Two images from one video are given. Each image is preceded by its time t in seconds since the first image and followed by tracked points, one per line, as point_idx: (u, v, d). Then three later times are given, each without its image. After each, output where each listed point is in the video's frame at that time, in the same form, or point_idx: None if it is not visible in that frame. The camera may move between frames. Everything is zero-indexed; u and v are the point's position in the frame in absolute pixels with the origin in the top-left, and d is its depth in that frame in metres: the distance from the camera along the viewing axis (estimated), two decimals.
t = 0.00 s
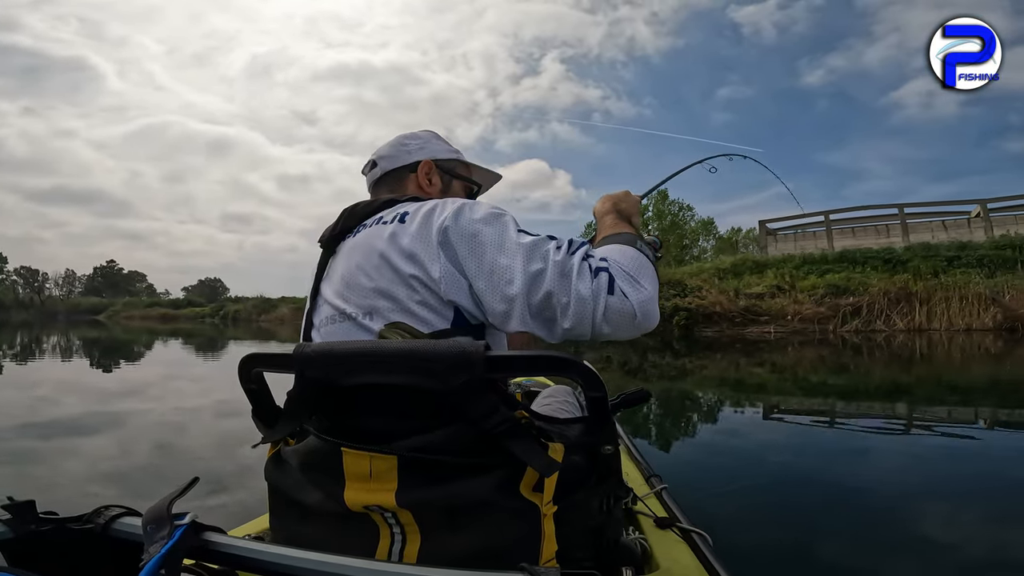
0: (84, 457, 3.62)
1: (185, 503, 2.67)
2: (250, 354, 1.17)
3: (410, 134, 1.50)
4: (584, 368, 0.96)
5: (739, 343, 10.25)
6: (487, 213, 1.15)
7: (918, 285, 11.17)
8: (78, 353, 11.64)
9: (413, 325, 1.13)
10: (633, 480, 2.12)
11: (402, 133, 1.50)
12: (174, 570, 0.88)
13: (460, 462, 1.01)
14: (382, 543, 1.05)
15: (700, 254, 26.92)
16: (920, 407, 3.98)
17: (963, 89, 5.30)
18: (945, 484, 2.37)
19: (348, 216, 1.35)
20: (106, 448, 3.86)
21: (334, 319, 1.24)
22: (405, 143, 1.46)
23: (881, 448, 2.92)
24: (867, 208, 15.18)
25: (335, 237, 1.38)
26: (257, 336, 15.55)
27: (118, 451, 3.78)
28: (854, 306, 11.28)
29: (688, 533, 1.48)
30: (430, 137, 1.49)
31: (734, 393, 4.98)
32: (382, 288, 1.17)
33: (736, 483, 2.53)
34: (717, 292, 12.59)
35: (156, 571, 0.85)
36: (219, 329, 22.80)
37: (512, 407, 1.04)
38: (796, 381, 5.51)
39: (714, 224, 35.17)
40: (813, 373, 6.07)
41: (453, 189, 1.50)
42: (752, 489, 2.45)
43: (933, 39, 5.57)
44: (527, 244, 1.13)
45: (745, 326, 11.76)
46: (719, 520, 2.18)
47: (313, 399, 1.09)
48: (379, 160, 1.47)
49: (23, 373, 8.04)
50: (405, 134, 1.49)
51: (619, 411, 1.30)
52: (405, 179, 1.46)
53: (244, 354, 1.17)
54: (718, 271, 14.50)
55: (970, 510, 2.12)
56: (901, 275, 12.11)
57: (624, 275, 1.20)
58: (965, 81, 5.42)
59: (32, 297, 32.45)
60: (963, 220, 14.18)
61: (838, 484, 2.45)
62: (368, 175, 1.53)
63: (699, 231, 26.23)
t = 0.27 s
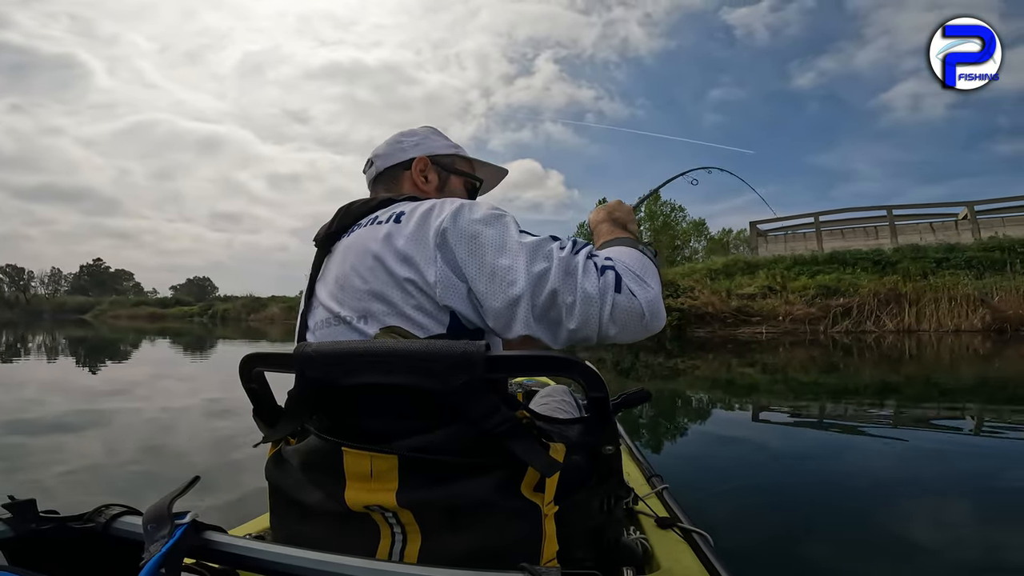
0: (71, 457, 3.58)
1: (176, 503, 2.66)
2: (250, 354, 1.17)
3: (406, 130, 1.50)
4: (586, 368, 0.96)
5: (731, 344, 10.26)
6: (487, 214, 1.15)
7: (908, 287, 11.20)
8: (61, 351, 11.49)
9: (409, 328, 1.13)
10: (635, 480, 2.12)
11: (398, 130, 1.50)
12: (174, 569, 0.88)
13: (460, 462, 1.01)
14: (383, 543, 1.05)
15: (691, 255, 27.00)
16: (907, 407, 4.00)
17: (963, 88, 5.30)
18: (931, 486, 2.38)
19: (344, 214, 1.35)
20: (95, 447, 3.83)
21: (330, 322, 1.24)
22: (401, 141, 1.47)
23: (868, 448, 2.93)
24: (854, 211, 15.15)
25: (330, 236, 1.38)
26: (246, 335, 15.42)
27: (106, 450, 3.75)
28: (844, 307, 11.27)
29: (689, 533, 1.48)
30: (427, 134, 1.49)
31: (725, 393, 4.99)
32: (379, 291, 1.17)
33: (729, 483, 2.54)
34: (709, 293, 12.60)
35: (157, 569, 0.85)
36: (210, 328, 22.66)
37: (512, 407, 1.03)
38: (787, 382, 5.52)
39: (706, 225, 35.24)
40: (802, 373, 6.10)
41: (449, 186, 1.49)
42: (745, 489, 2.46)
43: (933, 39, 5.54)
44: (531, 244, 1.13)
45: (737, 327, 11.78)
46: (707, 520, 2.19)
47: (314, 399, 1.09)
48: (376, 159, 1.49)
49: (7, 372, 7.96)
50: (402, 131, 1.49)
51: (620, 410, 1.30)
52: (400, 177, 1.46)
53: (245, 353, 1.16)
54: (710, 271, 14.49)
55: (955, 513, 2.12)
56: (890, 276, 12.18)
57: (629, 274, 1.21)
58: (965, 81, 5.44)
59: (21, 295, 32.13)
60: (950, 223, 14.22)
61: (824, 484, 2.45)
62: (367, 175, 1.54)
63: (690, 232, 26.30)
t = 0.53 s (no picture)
0: (62, 459, 3.56)
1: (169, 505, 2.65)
2: (252, 356, 1.17)
3: (408, 131, 1.49)
4: (588, 368, 0.96)
5: (723, 344, 10.27)
6: (489, 213, 1.13)
7: (896, 288, 11.24)
8: (45, 351, 11.37)
9: (409, 333, 1.14)
10: (637, 480, 2.13)
11: (400, 131, 1.50)
12: (178, 570, 0.88)
13: (462, 462, 1.01)
14: (386, 544, 1.05)
15: (683, 256, 27.09)
16: (894, 407, 4.03)
17: (964, 88, 5.30)
18: (918, 486, 2.38)
19: (341, 216, 1.36)
20: (85, 449, 3.80)
21: (329, 326, 1.24)
22: (404, 141, 1.46)
23: (855, 449, 2.93)
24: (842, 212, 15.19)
25: (327, 238, 1.38)
26: (234, 335, 15.35)
27: (97, 451, 3.72)
28: (834, 308, 11.28)
29: (692, 533, 1.48)
30: (430, 135, 1.48)
31: (715, 392, 5.00)
32: (380, 295, 1.17)
33: (720, 482, 2.54)
34: (700, 293, 12.61)
35: (161, 570, 0.85)
36: (201, 329, 22.56)
37: (514, 407, 1.03)
38: (778, 381, 5.54)
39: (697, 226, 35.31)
40: (792, 373, 6.12)
41: (450, 189, 1.49)
42: (736, 488, 2.46)
43: (932, 39, 5.53)
44: (538, 238, 1.12)
45: (728, 327, 11.79)
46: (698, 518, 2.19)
47: (315, 400, 1.09)
48: (378, 158, 1.48)
49: None
50: (404, 132, 1.49)
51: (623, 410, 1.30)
52: (402, 178, 1.46)
53: (247, 355, 1.16)
54: (701, 271, 14.47)
55: (942, 514, 2.12)
56: (879, 277, 12.25)
57: (639, 268, 1.21)
58: (965, 81, 5.47)
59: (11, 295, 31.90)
60: (938, 224, 14.35)
61: (812, 484, 2.45)
62: (367, 174, 1.53)
63: (682, 233, 26.36)
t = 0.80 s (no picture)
0: (50, 460, 3.54)
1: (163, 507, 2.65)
2: (254, 357, 1.17)
3: (407, 131, 1.49)
4: (588, 368, 0.96)
5: (715, 343, 10.30)
6: (482, 223, 1.12)
7: (885, 288, 11.30)
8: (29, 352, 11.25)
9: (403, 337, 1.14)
10: (640, 479, 2.13)
11: (399, 131, 1.49)
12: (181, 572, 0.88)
13: (464, 463, 1.01)
14: (388, 545, 1.05)
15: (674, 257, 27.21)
16: (881, 407, 4.04)
17: (963, 88, 5.21)
18: (904, 485, 2.39)
19: (338, 219, 1.36)
20: (74, 450, 3.78)
21: (325, 329, 1.25)
22: (404, 141, 1.46)
23: (842, 449, 2.95)
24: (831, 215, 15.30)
25: (324, 241, 1.38)
26: (222, 337, 15.31)
27: (85, 452, 3.70)
28: (822, 308, 11.30)
29: (695, 532, 1.48)
30: (428, 136, 1.49)
31: (706, 392, 5.02)
32: (375, 298, 1.17)
33: (710, 482, 2.54)
34: (692, 294, 12.63)
35: (164, 571, 0.85)
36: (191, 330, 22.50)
37: (515, 407, 1.03)
38: (768, 381, 5.57)
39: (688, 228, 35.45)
40: (782, 373, 6.15)
41: (451, 189, 1.50)
42: (725, 488, 2.46)
43: (933, 39, 5.61)
44: (525, 258, 1.09)
45: (719, 327, 11.80)
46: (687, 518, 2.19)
47: (317, 402, 1.09)
48: (376, 158, 1.47)
49: None
50: (403, 132, 1.49)
51: (625, 410, 1.30)
52: (403, 178, 1.45)
53: (249, 357, 1.17)
54: (692, 271, 14.48)
55: (926, 511, 2.13)
56: (866, 279, 12.33)
57: (630, 292, 1.14)
58: (966, 81, 5.31)
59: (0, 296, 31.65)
60: (922, 224, 14.30)
61: (799, 484, 2.46)
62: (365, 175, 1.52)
63: (673, 234, 26.49)
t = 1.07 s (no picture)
0: (36, 461, 3.51)
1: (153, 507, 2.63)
2: (256, 355, 1.17)
3: (403, 132, 1.51)
4: (590, 369, 0.95)
5: (705, 343, 10.31)
6: (455, 212, 1.12)
7: (871, 288, 11.16)
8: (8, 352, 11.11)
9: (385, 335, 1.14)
10: (638, 479, 2.13)
11: (396, 133, 1.52)
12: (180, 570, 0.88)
13: (464, 463, 1.01)
14: (387, 544, 1.05)
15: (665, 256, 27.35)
16: (867, 407, 4.08)
17: (964, 89, 4.93)
18: (888, 485, 2.40)
19: (329, 223, 1.37)
20: (60, 450, 3.76)
21: (315, 329, 1.26)
22: (398, 142, 1.48)
23: (826, 449, 2.95)
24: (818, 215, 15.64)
25: (319, 244, 1.39)
26: (206, 337, 15.22)
27: (71, 453, 3.68)
28: (810, 309, 11.30)
29: (693, 533, 1.48)
30: (423, 134, 1.49)
31: (695, 392, 5.02)
32: (358, 298, 1.17)
33: (697, 482, 2.55)
34: (682, 294, 12.61)
35: (162, 569, 0.84)
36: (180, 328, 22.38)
37: (516, 408, 1.03)
38: (757, 381, 5.59)
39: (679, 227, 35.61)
40: (770, 373, 6.17)
41: (446, 186, 1.48)
42: (712, 487, 2.47)
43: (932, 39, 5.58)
44: (492, 244, 1.07)
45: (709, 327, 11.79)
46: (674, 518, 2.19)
47: (316, 402, 1.09)
48: (373, 161, 1.51)
49: None
50: (399, 133, 1.50)
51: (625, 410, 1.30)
52: (396, 179, 1.47)
53: (250, 354, 1.17)
54: (682, 272, 14.48)
55: (909, 511, 2.14)
56: (853, 278, 12.33)
57: (607, 267, 1.09)
58: (965, 81, 5.09)
59: None
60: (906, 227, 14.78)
61: (784, 484, 2.46)
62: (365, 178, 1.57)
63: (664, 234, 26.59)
